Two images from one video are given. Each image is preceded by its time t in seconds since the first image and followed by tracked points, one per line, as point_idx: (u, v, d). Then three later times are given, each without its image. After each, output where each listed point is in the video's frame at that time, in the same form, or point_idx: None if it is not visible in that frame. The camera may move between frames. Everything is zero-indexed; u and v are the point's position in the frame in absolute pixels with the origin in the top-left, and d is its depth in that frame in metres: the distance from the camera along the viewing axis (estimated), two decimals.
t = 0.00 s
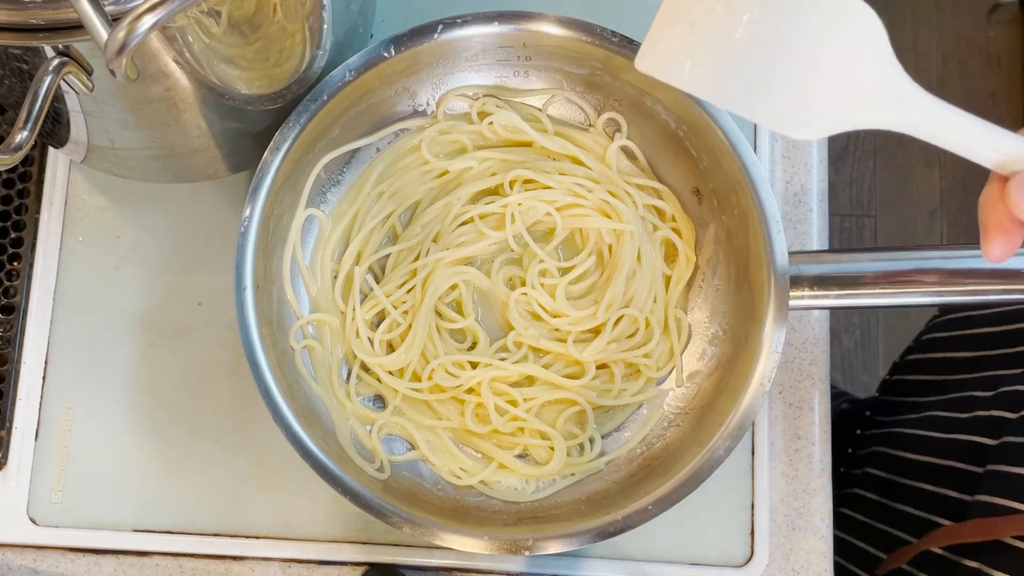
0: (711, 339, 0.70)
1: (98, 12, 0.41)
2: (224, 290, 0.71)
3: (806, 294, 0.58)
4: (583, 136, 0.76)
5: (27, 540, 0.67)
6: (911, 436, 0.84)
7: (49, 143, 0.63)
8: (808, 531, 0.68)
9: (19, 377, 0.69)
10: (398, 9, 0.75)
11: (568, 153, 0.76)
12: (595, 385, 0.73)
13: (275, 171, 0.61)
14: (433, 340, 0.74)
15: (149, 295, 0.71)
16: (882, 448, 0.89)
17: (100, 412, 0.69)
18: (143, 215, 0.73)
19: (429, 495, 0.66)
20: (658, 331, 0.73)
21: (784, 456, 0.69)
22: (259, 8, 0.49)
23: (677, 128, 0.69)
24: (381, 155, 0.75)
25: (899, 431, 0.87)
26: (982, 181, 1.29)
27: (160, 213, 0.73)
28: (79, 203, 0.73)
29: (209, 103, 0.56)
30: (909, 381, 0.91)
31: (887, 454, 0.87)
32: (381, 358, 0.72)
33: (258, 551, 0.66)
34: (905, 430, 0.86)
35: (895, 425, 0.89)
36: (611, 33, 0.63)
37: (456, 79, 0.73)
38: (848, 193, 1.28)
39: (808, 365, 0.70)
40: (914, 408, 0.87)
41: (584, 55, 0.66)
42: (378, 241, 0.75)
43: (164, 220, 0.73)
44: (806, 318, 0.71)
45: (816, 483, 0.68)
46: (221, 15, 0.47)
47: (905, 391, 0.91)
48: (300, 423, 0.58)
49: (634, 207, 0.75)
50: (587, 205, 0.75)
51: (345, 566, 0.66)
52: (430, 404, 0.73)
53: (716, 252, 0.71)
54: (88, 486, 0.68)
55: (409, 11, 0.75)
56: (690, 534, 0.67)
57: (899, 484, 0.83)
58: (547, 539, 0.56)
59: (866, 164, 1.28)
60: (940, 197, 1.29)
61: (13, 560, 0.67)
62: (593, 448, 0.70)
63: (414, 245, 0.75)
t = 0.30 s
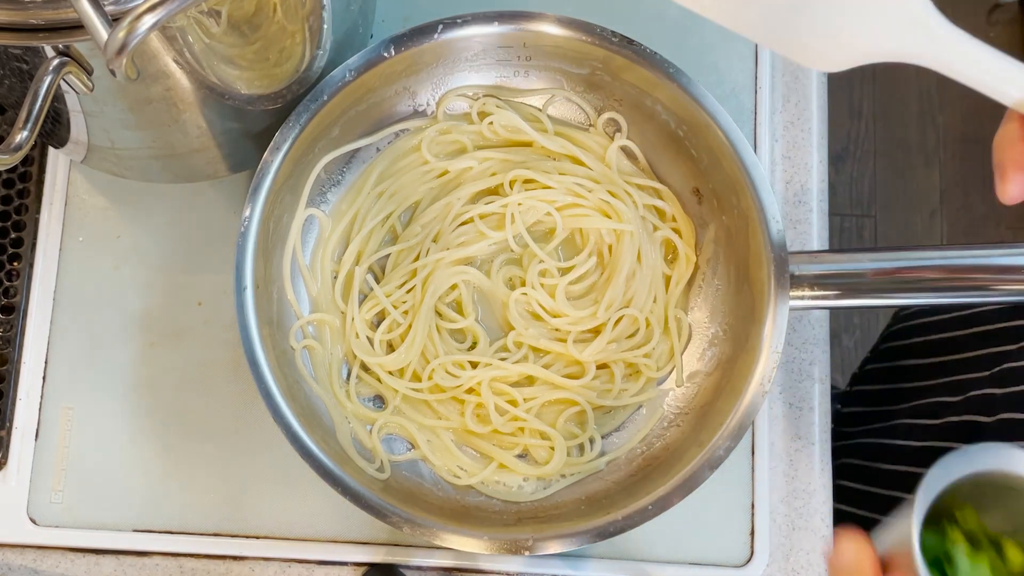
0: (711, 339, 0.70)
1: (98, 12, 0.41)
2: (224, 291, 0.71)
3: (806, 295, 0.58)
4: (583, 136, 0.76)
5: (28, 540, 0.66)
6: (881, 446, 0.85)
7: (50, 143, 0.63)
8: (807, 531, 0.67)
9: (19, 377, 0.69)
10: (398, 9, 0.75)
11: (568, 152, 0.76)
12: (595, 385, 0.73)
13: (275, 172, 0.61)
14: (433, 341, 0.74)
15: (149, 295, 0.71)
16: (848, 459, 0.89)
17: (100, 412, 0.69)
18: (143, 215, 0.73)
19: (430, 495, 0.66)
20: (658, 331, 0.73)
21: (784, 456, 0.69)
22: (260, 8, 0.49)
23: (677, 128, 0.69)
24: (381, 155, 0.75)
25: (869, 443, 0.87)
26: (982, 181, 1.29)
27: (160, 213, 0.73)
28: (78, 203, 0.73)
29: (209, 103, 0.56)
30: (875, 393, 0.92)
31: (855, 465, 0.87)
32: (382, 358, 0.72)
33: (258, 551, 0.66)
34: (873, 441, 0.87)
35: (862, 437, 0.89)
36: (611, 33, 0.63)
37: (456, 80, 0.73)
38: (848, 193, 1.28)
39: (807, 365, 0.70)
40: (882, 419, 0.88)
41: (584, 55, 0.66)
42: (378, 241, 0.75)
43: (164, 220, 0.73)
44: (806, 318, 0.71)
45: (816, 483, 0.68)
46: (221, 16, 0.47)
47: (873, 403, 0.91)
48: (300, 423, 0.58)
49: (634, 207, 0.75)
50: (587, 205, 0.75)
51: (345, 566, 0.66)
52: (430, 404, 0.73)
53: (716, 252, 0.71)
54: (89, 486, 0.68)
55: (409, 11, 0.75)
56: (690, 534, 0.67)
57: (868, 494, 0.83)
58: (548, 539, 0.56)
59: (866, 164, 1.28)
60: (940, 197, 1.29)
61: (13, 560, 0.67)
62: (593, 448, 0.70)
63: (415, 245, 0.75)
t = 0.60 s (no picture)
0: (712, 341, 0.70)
1: (98, 12, 0.41)
2: (224, 291, 0.71)
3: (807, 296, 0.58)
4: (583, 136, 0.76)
5: (28, 540, 0.66)
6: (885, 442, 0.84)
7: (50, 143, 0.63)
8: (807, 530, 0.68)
9: (18, 377, 0.69)
10: (398, 9, 0.75)
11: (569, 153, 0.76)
12: (595, 385, 0.73)
13: (275, 172, 0.61)
14: (433, 340, 0.74)
15: (149, 295, 0.71)
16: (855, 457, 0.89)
17: (100, 412, 0.69)
18: (143, 215, 0.73)
19: (430, 495, 0.66)
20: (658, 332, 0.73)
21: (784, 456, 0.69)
22: (260, 8, 0.49)
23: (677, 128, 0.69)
24: (381, 155, 0.75)
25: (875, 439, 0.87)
26: (982, 181, 1.29)
27: (160, 214, 0.73)
28: (78, 203, 0.73)
29: (209, 103, 0.56)
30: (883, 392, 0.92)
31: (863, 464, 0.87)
32: (381, 358, 0.72)
33: (258, 551, 0.66)
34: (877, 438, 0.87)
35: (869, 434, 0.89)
36: (611, 33, 0.63)
37: (456, 79, 0.74)
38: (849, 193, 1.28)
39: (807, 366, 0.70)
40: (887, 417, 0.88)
41: (584, 55, 0.66)
42: (378, 241, 0.75)
43: (164, 221, 0.73)
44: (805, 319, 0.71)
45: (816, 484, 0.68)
46: (221, 16, 0.47)
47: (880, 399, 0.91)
48: (300, 423, 0.58)
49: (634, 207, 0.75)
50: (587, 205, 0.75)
51: (345, 566, 0.66)
52: (430, 403, 0.73)
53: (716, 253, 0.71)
54: (89, 486, 0.68)
55: (409, 11, 0.75)
56: (689, 534, 0.67)
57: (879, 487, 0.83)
58: (547, 539, 0.56)
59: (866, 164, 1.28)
60: (941, 197, 1.28)
61: (13, 560, 0.67)
62: (593, 449, 0.70)
63: (415, 246, 0.75)
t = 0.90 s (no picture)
0: (712, 340, 0.70)
1: (98, 12, 0.41)
2: (224, 290, 0.71)
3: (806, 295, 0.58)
4: (584, 136, 0.76)
5: (27, 540, 0.66)
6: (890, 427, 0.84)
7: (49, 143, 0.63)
8: (807, 531, 0.67)
9: (19, 376, 0.69)
10: (398, 8, 0.75)
11: (569, 152, 0.76)
12: (595, 385, 0.73)
13: (275, 172, 0.61)
14: (433, 340, 0.74)
15: (149, 295, 0.71)
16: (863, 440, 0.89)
17: (100, 412, 0.69)
18: (143, 215, 0.73)
19: (430, 495, 0.66)
20: (658, 332, 0.73)
21: (784, 456, 0.69)
22: (260, 8, 0.49)
23: (677, 128, 0.69)
24: (381, 155, 0.74)
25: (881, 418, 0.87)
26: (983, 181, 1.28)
27: (160, 213, 0.73)
28: (78, 203, 0.73)
29: (209, 103, 0.56)
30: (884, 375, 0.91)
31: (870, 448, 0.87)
32: (381, 358, 0.72)
33: (258, 551, 0.66)
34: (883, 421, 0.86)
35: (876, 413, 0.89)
36: (611, 33, 0.62)
37: (456, 79, 0.74)
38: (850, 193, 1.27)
39: (808, 365, 0.70)
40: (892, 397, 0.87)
41: (584, 55, 0.66)
42: (378, 241, 0.75)
43: (164, 220, 0.73)
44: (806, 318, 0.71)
45: (816, 483, 0.68)
46: (221, 15, 0.47)
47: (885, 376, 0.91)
48: (300, 423, 0.58)
49: (634, 207, 0.75)
50: (587, 205, 0.75)
51: (345, 566, 0.66)
52: (430, 403, 0.73)
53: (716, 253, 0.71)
54: (88, 486, 0.68)
55: (409, 11, 0.75)
56: (689, 534, 0.67)
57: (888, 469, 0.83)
58: (547, 539, 0.56)
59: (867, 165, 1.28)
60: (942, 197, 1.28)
61: (12, 559, 0.66)
62: (593, 449, 0.70)
63: (415, 245, 0.75)
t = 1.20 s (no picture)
0: (711, 340, 0.70)
1: (98, 12, 0.41)
2: (224, 290, 0.71)
3: (806, 294, 0.57)
4: (583, 136, 0.76)
5: (28, 540, 0.67)
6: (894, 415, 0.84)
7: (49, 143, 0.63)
8: (807, 531, 0.68)
9: (19, 376, 0.69)
10: (398, 8, 0.75)
11: (569, 153, 0.76)
12: (595, 385, 0.73)
13: (275, 172, 0.61)
14: (433, 340, 0.74)
15: (149, 295, 0.71)
16: (871, 431, 0.89)
17: (100, 412, 0.69)
18: (143, 215, 0.73)
19: (430, 495, 0.66)
20: (658, 332, 0.73)
21: (784, 456, 0.69)
22: (260, 8, 0.49)
23: (677, 128, 0.69)
24: (381, 155, 0.75)
25: (885, 411, 0.87)
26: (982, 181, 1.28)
27: (160, 213, 0.73)
28: (78, 202, 0.73)
29: (209, 103, 0.56)
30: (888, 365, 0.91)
31: (874, 439, 0.87)
32: (382, 358, 0.72)
33: (258, 551, 0.66)
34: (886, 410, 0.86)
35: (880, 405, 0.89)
36: (611, 33, 0.62)
37: (456, 80, 0.73)
38: (849, 193, 1.27)
39: (808, 365, 0.70)
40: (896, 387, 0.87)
41: (584, 55, 0.66)
42: (378, 241, 0.75)
43: (164, 220, 0.73)
44: (806, 318, 0.71)
45: (816, 484, 0.68)
46: (221, 15, 0.47)
47: (890, 366, 0.91)
48: (300, 423, 0.58)
49: (634, 207, 0.75)
50: (587, 205, 0.75)
51: (345, 566, 0.66)
52: (430, 403, 0.73)
53: (716, 253, 0.71)
54: (88, 486, 0.68)
55: (409, 11, 0.75)
56: (689, 534, 0.67)
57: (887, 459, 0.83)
58: (547, 539, 0.56)
59: (866, 164, 1.28)
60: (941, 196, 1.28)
61: (13, 559, 0.67)
62: (593, 448, 0.70)
63: (415, 246, 0.75)
